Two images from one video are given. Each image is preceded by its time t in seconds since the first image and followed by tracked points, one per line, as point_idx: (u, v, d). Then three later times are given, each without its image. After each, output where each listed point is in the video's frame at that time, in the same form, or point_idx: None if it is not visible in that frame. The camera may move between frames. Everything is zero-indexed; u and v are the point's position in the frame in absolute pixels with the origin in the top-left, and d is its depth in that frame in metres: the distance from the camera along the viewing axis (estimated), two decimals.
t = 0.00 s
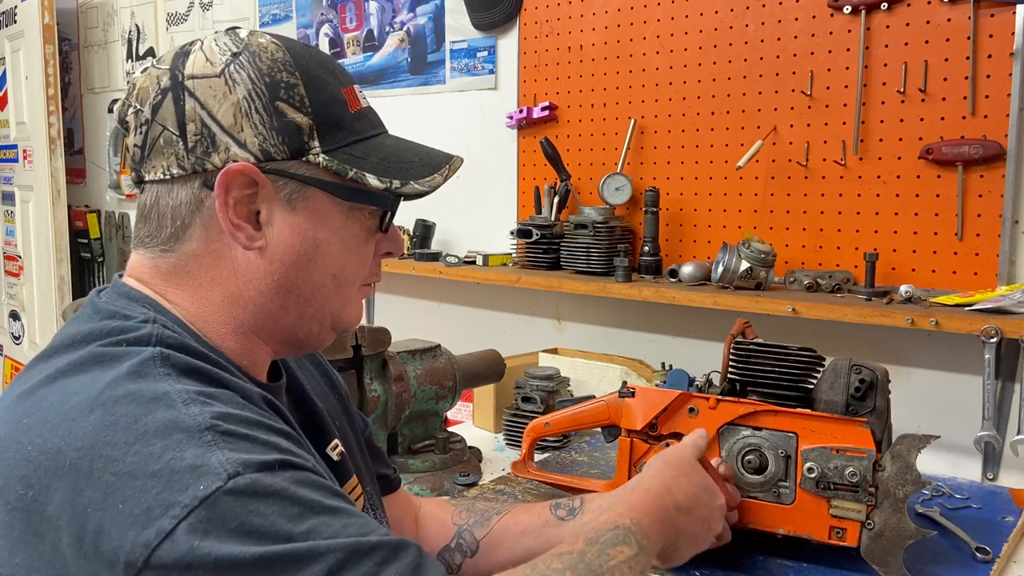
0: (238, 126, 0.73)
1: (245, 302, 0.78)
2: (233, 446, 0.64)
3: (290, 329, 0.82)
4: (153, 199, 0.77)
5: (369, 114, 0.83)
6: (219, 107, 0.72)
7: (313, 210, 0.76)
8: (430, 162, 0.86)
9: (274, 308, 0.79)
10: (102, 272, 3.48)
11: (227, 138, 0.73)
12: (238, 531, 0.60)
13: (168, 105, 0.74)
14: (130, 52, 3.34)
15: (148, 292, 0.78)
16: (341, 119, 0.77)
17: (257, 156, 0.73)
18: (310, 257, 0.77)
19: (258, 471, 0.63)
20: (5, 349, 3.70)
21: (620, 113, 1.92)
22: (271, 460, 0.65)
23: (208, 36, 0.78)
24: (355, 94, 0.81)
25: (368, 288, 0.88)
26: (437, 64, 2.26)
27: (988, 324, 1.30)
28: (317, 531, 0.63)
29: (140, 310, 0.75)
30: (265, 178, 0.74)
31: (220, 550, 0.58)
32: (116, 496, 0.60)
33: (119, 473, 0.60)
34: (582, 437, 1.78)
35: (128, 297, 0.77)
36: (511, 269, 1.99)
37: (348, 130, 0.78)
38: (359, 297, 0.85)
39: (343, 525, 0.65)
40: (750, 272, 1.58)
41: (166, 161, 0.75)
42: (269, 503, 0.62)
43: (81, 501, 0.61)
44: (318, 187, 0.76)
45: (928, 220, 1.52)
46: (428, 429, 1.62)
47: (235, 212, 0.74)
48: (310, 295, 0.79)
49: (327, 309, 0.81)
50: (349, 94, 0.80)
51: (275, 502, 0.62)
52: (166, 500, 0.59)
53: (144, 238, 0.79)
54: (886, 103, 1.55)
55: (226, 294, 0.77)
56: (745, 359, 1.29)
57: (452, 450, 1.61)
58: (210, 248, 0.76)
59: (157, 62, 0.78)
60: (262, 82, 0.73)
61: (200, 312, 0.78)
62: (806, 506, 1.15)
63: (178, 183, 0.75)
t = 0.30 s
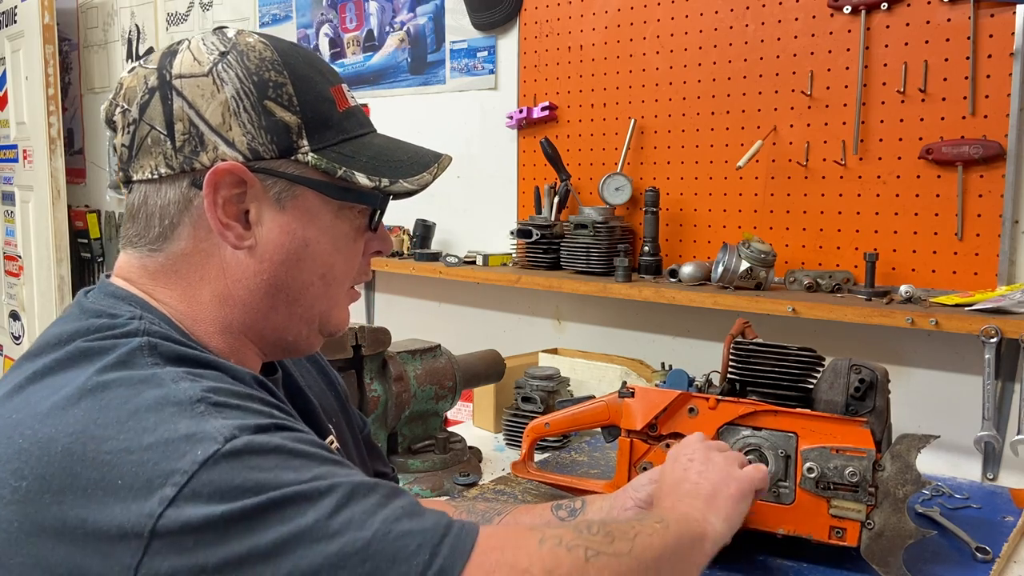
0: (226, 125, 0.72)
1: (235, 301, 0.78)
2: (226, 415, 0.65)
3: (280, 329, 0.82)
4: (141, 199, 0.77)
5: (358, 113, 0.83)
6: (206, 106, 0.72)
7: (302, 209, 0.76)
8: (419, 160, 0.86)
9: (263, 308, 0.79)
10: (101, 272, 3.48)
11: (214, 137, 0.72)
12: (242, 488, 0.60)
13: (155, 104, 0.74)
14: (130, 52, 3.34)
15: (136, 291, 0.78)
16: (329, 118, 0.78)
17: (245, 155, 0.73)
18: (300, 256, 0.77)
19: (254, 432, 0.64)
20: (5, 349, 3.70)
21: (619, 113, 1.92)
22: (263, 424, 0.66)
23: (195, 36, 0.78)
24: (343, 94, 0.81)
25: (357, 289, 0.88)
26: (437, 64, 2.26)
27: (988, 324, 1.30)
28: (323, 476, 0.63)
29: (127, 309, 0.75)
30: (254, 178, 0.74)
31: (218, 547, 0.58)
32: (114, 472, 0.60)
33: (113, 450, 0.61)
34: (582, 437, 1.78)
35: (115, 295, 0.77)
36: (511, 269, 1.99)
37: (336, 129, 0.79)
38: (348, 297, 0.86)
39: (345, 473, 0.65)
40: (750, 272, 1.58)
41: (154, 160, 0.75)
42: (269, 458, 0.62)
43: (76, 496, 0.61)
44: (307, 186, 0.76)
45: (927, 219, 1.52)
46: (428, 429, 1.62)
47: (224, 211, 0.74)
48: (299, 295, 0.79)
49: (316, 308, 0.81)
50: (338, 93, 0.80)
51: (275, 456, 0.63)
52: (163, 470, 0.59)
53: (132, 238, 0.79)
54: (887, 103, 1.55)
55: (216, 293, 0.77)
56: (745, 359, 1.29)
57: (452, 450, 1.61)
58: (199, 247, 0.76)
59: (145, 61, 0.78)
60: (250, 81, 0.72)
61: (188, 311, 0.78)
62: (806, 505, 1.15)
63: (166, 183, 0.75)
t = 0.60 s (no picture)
0: (232, 125, 0.72)
1: (238, 301, 0.78)
2: (213, 456, 0.64)
3: (284, 328, 0.82)
4: (145, 198, 0.77)
5: (361, 112, 0.83)
6: (212, 106, 0.72)
7: (307, 208, 0.77)
8: (422, 159, 0.86)
9: (267, 307, 0.79)
10: (101, 272, 3.48)
11: (221, 137, 0.72)
12: (216, 545, 0.59)
13: (160, 104, 0.74)
14: (130, 52, 3.34)
15: (138, 292, 0.78)
16: (333, 117, 0.78)
17: (252, 155, 0.73)
18: (304, 255, 0.77)
19: (238, 483, 0.63)
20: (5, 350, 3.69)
21: (620, 113, 1.92)
22: (251, 471, 0.65)
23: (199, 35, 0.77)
24: (346, 94, 0.81)
25: (362, 288, 0.88)
26: (437, 64, 2.26)
27: (988, 324, 1.30)
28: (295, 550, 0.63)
29: (129, 310, 0.75)
30: (260, 177, 0.74)
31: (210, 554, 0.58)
32: (95, 503, 0.60)
33: (96, 479, 0.60)
34: (582, 436, 1.78)
35: (118, 297, 0.77)
36: (511, 269, 1.99)
37: (341, 129, 0.79)
38: (352, 297, 0.86)
39: (322, 544, 0.65)
40: (750, 272, 1.58)
41: (160, 160, 0.74)
42: (247, 517, 0.62)
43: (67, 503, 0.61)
44: (312, 186, 0.76)
45: (928, 220, 1.52)
46: (428, 429, 1.62)
47: (230, 211, 0.74)
48: (303, 294, 0.79)
49: (320, 307, 0.81)
50: (342, 93, 0.81)
51: (253, 517, 0.62)
52: (140, 510, 0.59)
53: (136, 238, 0.79)
54: (887, 103, 1.55)
55: (220, 292, 0.77)
56: (745, 359, 1.29)
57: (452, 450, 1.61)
58: (203, 246, 0.76)
59: (149, 60, 0.78)
60: (255, 80, 0.73)
61: (191, 312, 0.78)
62: (806, 505, 1.15)
63: (172, 182, 0.75)
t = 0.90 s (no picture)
0: (229, 125, 0.72)
1: (235, 302, 0.78)
2: (223, 422, 0.64)
3: (280, 329, 0.82)
4: (141, 198, 0.77)
5: (361, 113, 0.83)
6: (210, 105, 0.72)
7: (304, 210, 0.76)
8: (422, 161, 0.86)
9: (264, 308, 0.79)
10: (101, 272, 3.48)
11: (217, 136, 0.72)
12: (240, 497, 0.59)
13: (157, 103, 0.74)
14: (130, 52, 3.34)
15: (134, 292, 0.78)
16: (332, 118, 0.78)
17: (248, 155, 0.73)
18: (301, 257, 0.77)
19: (252, 440, 0.63)
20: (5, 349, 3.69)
21: (620, 113, 1.92)
22: (262, 430, 0.65)
23: (198, 34, 0.78)
24: (345, 94, 0.81)
25: (358, 290, 0.88)
26: (437, 64, 2.26)
27: (988, 324, 1.30)
28: (324, 482, 0.63)
29: (124, 310, 0.75)
30: (256, 178, 0.74)
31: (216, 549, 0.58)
32: (110, 479, 0.60)
33: (107, 459, 0.61)
34: (582, 436, 1.78)
35: (113, 297, 0.77)
36: (511, 269, 1.99)
37: (340, 130, 0.79)
38: (346, 300, 0.86)
39: (345, 478, 0.64)
40: (750, 272, 1.58)
41: (156, 159, 0.75)
42: (267, 467, 0.62)
43: (70, 500, 0.61)
44: (308, 186, 0.76)
45: (927, 219, 1.52)
46: (428, 429, 1.62)
47: (226, 212, 0.74)
48: (300, 296, 0.79)
49: (317, 309, 0.81)
50: (342, 94, 0.80)
51: (273, 465, 0.62)
52: (159, 478, 0.59)
53: (132, 238, 0.79)
54: (886, 103, 1.55)
55: (216, 293, 0.77)
56: (745, 360, 1.29)
57: (452, 450, 1.61)
58: (199, 247, 0.76)
59: (147, 58, 0.78)
60: (253, 80, 0.73)
61: (188, 312, 0.78)
62: (807, 507, 1.15)
63: (167, 182, 0.75)
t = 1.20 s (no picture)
0: (236, 125, 0.72)
1: (238, 302, 0.78)
2: (212, 454, 0.64)
3: (283, 330, 0.82)
4: (145, 196, 0.77)
5: (366, 115, 0.83)
6: (216, 105, 0.72)
7: (309, 210, 0.77)
8: (427, 164, 0.86)
9: (267, 308, 0.79)
10: (101, 272, 3.48)
11: (224, 136, 0.72)
12: (219, 542, 0.60)
13: (164, 101, 0.74)
14: (130, 52, 3.34)
15: (137, 293, 0.78)
16: (338, 120, 0.78)
17: (255, 155, 0.73)
18: (305, 257, 0.77)
19: (238, 479, 0.63)
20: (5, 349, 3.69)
21: (620, 113, 1.92)
22: (251, 467, 0.65)
23: (204, 33, 0.78)
24: (350, 96, 0.81)
25: (362, 291, 0.88)
26: (437, 64, 2.26)
27: (988, 324, 1.30)
28: (299, 542, 0.63)
29: (127, 313, 0.75)
30: (262, 177, 0.74)
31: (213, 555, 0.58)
32: (94, 503, 0.60)
33: (94, 481, 0.61)
34: (582, 436, 1.78)
35: (116, 298, 0.77)
36: (511, 269, 1.99)
37: (345, 131, 0.79)
38: (352, 299, 0.86)
39: (326, 535, 0.65)
40: (750, 272, 1.58)
41: (161, 158, 0.74)
42: (248, 513, 0.62)
43: (64, 506, 0.61)
44: (314, 187, 0.76)
45: (928, 219, 1.52)
46: (428, 429, 1.62)
47: (231, 211, 0.74)
48: (303, 296, 0.79)
49: (321, 309, 0.81)
50: (346, 95, 0.80)
51: (254, 512, 0.62)
52: (139, 510, 0.59)
53: (136, 237, 0.79)
54: (887, 103, 1.55)
55: (220, 293, 0.77)
56: (745, 359, 1.29)
57: (452, 450, 1.61)
58: (204, 246, 0.76)
59: (151, 58, 0.78)
60: (260, 80, 0.73)
61: (191, 312, 0.78)
62: (806, 506, 1.15)
63: (172, 181, 0.75)
